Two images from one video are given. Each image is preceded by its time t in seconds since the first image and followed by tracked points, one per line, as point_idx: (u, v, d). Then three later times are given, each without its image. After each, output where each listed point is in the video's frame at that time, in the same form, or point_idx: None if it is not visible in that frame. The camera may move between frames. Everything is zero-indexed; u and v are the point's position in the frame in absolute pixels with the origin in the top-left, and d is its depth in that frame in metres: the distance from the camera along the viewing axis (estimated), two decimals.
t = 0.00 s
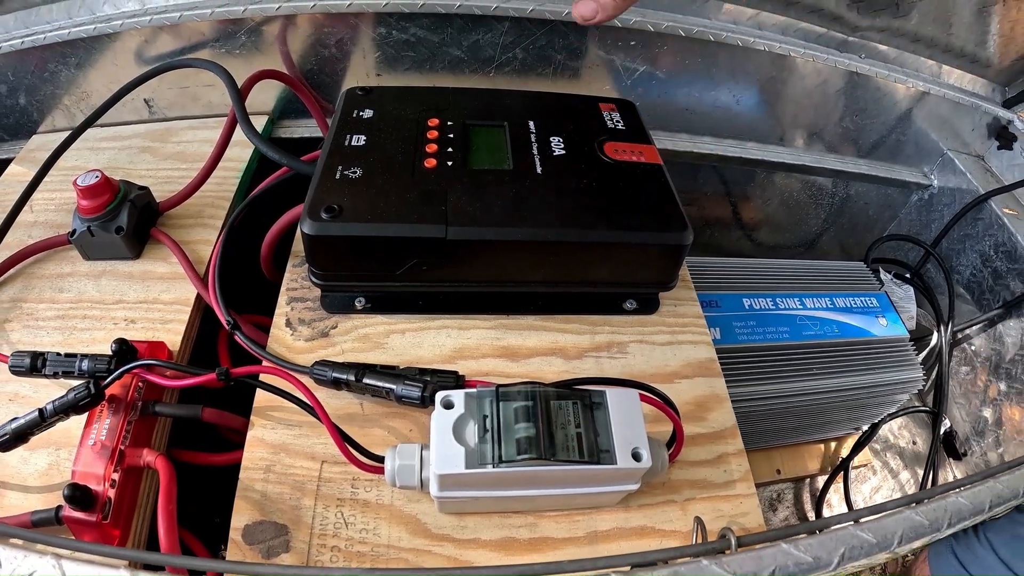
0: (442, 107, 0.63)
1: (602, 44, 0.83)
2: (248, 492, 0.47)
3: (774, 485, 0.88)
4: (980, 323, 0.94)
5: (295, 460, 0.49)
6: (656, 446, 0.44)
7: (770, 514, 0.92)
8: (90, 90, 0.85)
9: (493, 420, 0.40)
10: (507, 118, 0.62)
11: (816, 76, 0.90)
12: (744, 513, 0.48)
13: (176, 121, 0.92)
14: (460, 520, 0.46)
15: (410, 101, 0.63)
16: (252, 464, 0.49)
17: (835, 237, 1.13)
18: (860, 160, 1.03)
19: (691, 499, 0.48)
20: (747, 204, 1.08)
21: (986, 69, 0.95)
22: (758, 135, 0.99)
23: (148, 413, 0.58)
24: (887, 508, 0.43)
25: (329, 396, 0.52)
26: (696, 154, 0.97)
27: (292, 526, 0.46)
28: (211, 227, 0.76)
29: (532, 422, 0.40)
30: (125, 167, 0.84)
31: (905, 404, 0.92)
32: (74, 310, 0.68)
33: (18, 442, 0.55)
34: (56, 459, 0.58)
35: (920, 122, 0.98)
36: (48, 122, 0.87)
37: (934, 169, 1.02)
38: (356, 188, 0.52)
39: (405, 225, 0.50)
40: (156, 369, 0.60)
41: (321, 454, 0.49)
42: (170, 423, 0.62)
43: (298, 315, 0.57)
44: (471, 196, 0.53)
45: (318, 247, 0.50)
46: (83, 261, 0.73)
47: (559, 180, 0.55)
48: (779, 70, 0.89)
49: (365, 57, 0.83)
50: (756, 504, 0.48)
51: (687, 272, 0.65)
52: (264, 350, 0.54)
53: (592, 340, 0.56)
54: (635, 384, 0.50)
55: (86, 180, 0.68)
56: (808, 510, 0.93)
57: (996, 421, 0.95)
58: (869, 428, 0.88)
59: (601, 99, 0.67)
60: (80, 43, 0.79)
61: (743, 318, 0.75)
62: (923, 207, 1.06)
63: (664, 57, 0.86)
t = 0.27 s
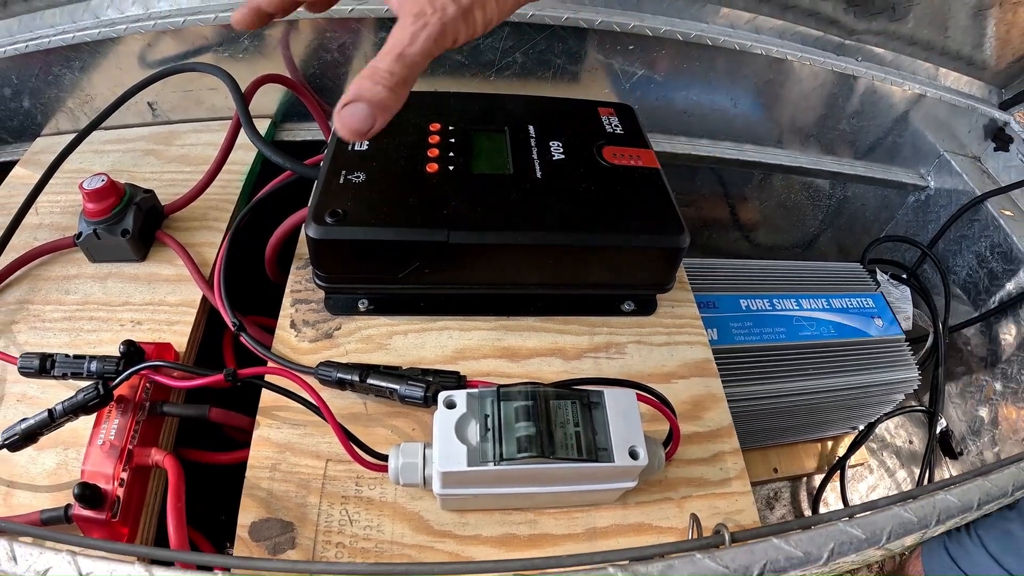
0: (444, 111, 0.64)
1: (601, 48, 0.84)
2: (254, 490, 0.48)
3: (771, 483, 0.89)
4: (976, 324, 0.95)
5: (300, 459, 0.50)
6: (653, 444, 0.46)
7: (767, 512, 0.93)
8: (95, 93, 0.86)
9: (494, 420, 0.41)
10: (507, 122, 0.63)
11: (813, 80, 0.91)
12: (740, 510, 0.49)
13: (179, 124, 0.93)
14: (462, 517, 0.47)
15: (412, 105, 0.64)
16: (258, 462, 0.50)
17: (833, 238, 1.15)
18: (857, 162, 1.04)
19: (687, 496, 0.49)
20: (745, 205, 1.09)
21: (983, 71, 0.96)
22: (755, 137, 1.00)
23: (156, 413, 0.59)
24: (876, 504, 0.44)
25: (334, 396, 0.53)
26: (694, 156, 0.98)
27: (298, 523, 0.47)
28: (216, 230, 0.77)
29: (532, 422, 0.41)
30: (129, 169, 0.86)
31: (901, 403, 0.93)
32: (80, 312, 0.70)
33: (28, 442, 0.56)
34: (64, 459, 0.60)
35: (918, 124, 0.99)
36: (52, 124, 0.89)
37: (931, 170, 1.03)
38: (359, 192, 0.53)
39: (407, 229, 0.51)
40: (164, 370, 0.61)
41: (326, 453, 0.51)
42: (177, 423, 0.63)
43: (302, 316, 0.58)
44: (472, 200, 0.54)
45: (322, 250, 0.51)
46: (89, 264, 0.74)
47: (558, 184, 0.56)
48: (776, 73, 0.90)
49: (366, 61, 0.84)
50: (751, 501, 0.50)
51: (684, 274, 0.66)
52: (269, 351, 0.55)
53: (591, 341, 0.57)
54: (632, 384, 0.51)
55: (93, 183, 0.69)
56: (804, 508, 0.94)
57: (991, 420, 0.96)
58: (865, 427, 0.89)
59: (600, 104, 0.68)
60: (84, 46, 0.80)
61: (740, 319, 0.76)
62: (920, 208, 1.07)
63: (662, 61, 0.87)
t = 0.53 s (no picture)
0: (450, 116, 0.65)
1: (604, 52, 0.86)
2: (266, 490, 0.49)
3: (772, 483, 0.90)
4: (975, 325, 0.96)
5: (311, 459, 0.51)
6: (657, 444, 0.47)
7: (768, 511, 0.94)
8: (102, 97, 0.87)
9: (503, 419, 0.42)
10: (513, 127, 0.64)
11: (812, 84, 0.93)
12: (742, 508, 0.50)
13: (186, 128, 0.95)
14: (471, 515, 0.48)
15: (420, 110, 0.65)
16: (269, 462, 0.51)
17: (833, 240, 1.16)
18: (856, 165, 1.05)
19: (690, 495, 0.50)
20: (746, 208, 1.10)
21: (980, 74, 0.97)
22: (756, 141, 1.01)
23: (168, 414, 0.60)
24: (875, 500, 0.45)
25: (343, 397, 0.54)
26: (696, 160, 0.99)
27: (309, 522, 0.48)
28: (225, 233, 0.78)
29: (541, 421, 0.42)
30: (137, 172, 0.87)
31: (901, 403, 0.94)
32: (90, 314, 0.71)
33: (41, 443, 0.57)
34: (77, 459, 0.61)
35: (917, 128, 1.00)
36: (59, 128, 0.90)
37: (930, 173, 1.05)
38: (369, 197, 0.54)
39: (416, 233, 0.52)
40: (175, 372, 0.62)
41: (336, 453, 0.52)
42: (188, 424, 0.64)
43: (311, 319, 0.59)
44: (479, 205, 0.55)
45: (333, 254, 0.52)
46: (97, 267, 0.75)
47: (563, 189, 0.57)
48: (777, 77, 0.91)
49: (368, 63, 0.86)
50: (753, 499, 0.51)
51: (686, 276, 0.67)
52: (279, 352, 0.56)
53: (595, 343, 0.58)
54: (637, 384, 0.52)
55: (102, 187, 0.71)
56: (805, 507, 0.95)
57: (990, 420, 0.97)
58: (865, 427, 0.90)
59: (603, 109, 0.69)
60: (91, 51, 0.82)
61: (741, 320, 0.78)
62: (919, 210, 1.08)
63: (664, 65, 0.88)
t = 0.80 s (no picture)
0: (469, 121, 0.67)
1: (615, 59, 0.88)
2: (298, 485, 0.51)
3: (779, 478, 0.93)
4: (976, 323, 0.98)
5: (341, 455, 0.53)
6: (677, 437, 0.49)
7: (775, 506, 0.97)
8: (116, 98, 0.90)
9: (534, 412, 0.44)
10: (531, 132, 0.66)
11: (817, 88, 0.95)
12: (757, 499, 0.52)
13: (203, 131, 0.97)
14: (499, 507, 0.50)
15: (441, 115, 0.67)
16: (300, 458, 0.53)
17: (836, 241, 1.18)
18: (859, 167, 1.08)
19: (707, 486, 0.52)
20: (750, 210, 1.12)
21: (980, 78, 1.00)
22: (762, 144, 1.03)
23: (197, 413, 0.62)
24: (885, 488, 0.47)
25: (371, 395, 0.56)
26: (703, 163, 1.02)
27: (341, 516, 0.50)
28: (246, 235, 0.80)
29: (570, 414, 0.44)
30: (155, 174, 0.89)
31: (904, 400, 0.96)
32: (113, 315, 0.72)
33: (70, 442, 0.59)
34: (103, 459, 0.63)
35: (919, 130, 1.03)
36: (72, 129, 0.93)
37: (931, 175, 1.07)
38: (395, 200, 0.56)
39: (442, 234, 0.54)
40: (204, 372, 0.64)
41: (366, 449, 0.53)
42: (214, 423, 0.65)
43: (336, 318, 0.61)
44: (502, 208, 0.57)
45: (362, 255, 0.54)
46: (118, 267, 0.77)
47: (582, 193, 0.59)
48: (782, 82, 0.94)
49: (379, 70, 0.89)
50: (767, 490, 0.53)
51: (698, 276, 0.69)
52: (306, 352, 0.58)
53: (613, 341, 0.60)
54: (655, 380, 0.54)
55: (125, 188, 0.73)
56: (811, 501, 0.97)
57: (991, 417, 0.99)
58: (869, 423, 0.92)
59: (617, 114, 0.71)
60: (108, 53, 0.84)
61: (750, 319, 0.80)
62: (920, 212, 1.10)
63: (672, 71, 0.90)
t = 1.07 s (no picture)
0: (500, 139, 0.73)
1: (628, 77, 0.94)
2: (353, 476, 0.57)
3: (784, 471, 0.99)
4: (967, 323, 1.04)
5: (392, 448, 0.59)
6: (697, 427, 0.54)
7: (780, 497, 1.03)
8: (150, 109, 0.96)
9: (575, 404, 0.50)
10: (558, 150, 0.72)
11: (817, 103, 1.02)
12: (767, 483, 0.58)
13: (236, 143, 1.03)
14: (539, 492, 0.56)
15: (474, 134, 0.73)
16: (355, 451, 0.58)
17: (835, 246, 1.24)
18: (857, 176, 1.14)
19: (722, 471, 0.58)
20: (753, 217, 1.18)
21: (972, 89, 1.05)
22: (765, 156, 1.10)
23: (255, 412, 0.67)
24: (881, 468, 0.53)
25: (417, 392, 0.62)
26: (709, 174, 1.08)
27: (395, 503, 0.55)
28: (287, 244, 0.87)
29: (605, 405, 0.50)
30: (191, 185, 0.95)
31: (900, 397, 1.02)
32: (161, 320, 0.78)
33: (136, 441, 0.64)
34: (160, 456, 0.68)
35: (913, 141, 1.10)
36: (102, 140, 0.99)
37: (925, 183, 1.12)
38: (440, 214, 0.62)
39: (484, 246, 0.60)
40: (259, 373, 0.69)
41: (415, 442, 0.59)
42: (266, 422, 0.71)
43: (381, 322, 0.67)
44: (536, 222, 0.63)
45: (411, 264, 0.60)
46: (163, 275, 0.83)
47: (607, 207, 0.66)
48: (784, 97, 1.00)
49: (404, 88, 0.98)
50: (775, 474, 0.59)
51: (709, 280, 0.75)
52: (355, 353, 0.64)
53: (635, 341, 0.66)
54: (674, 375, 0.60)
55: (172, 201, 0.78)
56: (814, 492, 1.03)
57: (983, 413, 1.05)
58: (867, 419, 0.98)
59: (635, 132, 0.77)
60: (145, 66, 0.91)
61: (756, 321, 0.86)
62: (915, 217, 1.16)
63: (682, 88, 0.97)
